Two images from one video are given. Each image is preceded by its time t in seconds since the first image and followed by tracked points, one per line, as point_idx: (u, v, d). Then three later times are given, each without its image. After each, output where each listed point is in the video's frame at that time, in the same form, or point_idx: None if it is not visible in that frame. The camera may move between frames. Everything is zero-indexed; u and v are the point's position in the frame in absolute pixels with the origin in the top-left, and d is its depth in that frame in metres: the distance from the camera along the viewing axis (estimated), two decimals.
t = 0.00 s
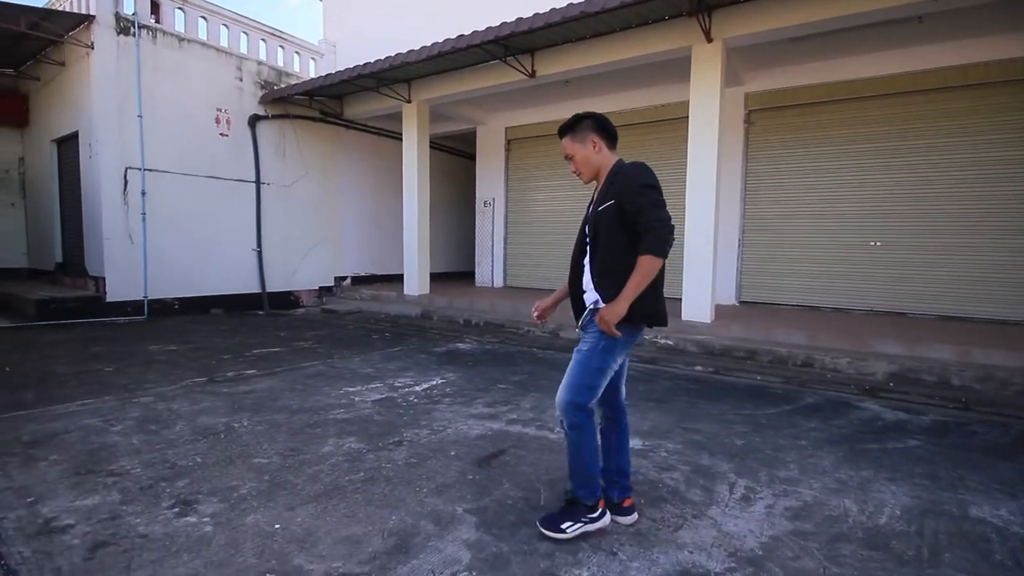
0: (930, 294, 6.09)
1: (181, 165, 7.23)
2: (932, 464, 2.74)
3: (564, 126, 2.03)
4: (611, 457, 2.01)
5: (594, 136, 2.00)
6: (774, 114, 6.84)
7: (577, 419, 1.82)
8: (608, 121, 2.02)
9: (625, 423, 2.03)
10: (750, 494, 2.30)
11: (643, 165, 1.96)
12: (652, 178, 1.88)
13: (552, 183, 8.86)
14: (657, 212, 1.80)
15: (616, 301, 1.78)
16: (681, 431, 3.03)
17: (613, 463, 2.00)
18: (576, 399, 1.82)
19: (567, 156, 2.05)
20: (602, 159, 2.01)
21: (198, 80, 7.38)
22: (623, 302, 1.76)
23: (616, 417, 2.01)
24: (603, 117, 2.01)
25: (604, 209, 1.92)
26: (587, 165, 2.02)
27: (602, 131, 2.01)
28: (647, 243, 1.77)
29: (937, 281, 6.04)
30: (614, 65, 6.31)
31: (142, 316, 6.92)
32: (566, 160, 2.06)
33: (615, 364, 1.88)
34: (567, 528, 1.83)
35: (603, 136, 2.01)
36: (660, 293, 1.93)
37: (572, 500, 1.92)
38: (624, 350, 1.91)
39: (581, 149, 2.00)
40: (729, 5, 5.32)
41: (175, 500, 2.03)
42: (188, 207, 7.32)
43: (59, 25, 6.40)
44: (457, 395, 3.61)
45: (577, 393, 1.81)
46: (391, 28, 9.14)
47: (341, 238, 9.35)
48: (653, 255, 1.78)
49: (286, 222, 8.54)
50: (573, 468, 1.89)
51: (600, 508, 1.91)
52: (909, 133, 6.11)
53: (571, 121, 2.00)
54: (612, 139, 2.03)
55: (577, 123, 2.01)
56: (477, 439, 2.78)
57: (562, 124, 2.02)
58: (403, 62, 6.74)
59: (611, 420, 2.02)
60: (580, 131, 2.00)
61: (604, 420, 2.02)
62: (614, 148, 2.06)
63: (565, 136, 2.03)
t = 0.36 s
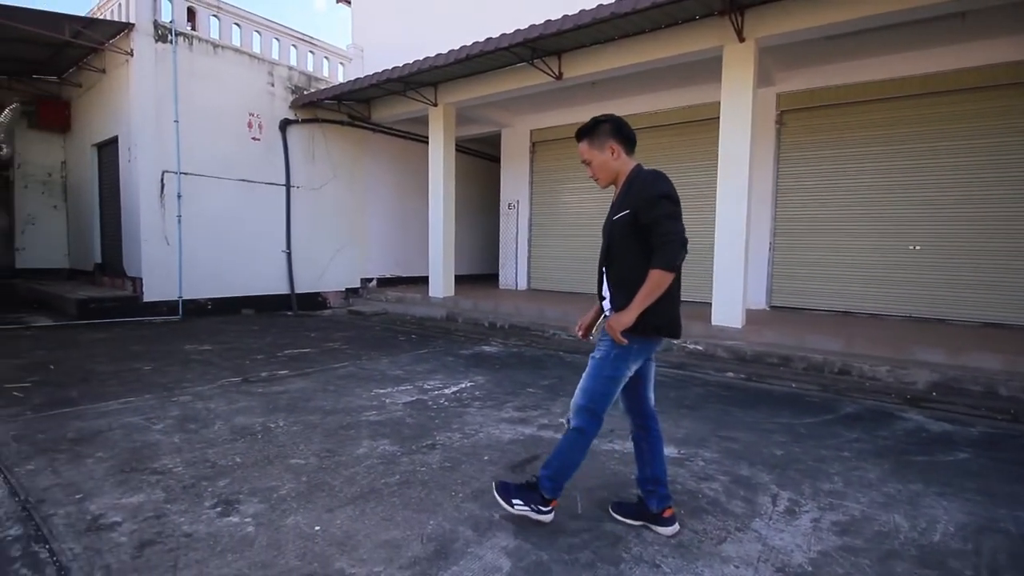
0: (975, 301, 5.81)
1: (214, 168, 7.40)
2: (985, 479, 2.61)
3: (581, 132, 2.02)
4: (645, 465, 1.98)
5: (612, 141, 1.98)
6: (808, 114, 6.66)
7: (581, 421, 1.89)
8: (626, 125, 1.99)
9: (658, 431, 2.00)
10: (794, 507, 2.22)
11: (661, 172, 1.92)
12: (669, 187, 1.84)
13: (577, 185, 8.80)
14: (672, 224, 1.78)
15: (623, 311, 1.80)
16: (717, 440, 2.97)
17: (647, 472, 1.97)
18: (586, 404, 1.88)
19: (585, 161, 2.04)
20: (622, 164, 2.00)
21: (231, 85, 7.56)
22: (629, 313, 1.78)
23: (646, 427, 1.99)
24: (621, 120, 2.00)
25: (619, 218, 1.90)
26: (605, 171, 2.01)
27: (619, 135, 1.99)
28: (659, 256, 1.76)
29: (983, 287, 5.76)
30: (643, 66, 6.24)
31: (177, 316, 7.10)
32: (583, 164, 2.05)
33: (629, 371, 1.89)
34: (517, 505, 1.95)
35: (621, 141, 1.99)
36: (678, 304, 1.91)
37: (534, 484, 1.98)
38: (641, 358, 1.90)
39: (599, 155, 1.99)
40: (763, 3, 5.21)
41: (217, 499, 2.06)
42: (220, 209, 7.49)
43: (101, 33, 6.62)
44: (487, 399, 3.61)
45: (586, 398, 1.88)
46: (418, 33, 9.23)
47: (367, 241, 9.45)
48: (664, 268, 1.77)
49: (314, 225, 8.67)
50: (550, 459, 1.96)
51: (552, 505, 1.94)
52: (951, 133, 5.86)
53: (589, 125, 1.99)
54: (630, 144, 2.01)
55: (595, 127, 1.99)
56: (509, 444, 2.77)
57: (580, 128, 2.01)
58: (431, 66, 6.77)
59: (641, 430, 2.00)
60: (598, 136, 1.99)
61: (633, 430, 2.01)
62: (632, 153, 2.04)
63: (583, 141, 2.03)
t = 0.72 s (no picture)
0: None
1: (249, 177, 7.60)
2: None
3: (591, 139, 2.03)
4: (679, 478, 1.94)
5: (622, 150, 1.99)
6: (846, 118, 6.46)
7: (596, 435, 1.90)
8: (638, 133, 1.99)
9: (686, 441, 1.96)
10: (844, 527, 2.13)
11: (667, 186, 1.94)
12: (672, 204, 1.87)
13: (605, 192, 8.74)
14: (673, 241, 1.80)
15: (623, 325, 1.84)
16: (758, 454, 2.88)
17: (682, 484, 1.93)
18: (600, 417, 1.90)
19: (595, 168, 2.06)
20: (632, 173, 2.00)
21: (267, 97, 7.77)
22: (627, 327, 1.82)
23: (675, 438, 1.95)
24: (631, 128, 2.00)
25: (623, 232, 1.93)
26: (614, 179, 2.01)
27: (630, 144, 1.99)
28: (658, 272, 1.79)
29: None
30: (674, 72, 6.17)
31: (213, 321, 7.29)
32: (593, 171, 2.06)
33: (640, 383, 1.89)
34: (542, 521, 1.93)
35: (631, 150, 2.00)
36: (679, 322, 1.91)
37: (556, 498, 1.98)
38: (651, 369, 1.90)
39: (609, 163, 2.01)
40: (800, 5, 5.09)
41: (258, 503, 2.09)
42: (255, 217, 7.68)
43: (146, 48, 6.89)
44: (518, 407, 3.58)
45: (599, 411, 1.90)
46: (448, 44, 9.36)
47: (396, 248, 9.56)
48: (663, 285, 1.79)
49: (345, 232, 8.81)
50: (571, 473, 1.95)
51: (578, 517, 1.93)
52: (999, 137, 5.61)
53: (599, 133, 2.00)
54: (641, 152, 2.01)
55: (605, 135, 2.00)
56: (544, 454, 2.73)
57: (590, 134, 2.02)
58: (461, 75, 6.82)
59: (669, 442, 1.96)
60: (608, 144, 2.00)
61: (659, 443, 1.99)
62: (643, 161, 2.04)
63: (594, 147, 2.03)
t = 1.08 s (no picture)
0: None
1: (288, 189, 7.82)
2: None
3: (592, 139, 2.03)
4: (690, 480, 1.94)
5: (621, 150, 1.98)
6: (892, 128, 6.23)
7: (611, 452, 1.88)
8: (639, 135, 1.98)
9: (687, 439, 1.97)
10: (905, 559, 2.00)
11: (661, 193, 1.92)
12: (661, 213, 1.85)
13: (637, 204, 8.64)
14: (656, 251, 1.79)
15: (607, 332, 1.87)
16: (807, 479, 2.75)
17: (696, 484, 1.92)
18: (612, 432, 1.88)
19: (596, 170, 2.07)
20: (631, 176, 2.00)
21: (306, 112, 8.00)
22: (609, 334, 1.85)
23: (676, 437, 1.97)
24: (632, 129, 1.98)
25: (610, 237, 1.94)
26: (614, 182, 2.02)
27: (630, 146, 1.98)
28: (637, 282, 1.80)
29: None
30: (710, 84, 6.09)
31: (250, 329, 7.49)
32: (594, 174, 2.07)
33: (641, 391, 1.88)
34: (581, 545, 1.88)
35: (631, 152, 1.99)
36: (665, 335, 1.89)
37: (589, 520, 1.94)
38: (648, 376, 1.90)
39: (609, 165, 2.01)
40: (843, 14, 4.96)
41: (300, 512, 2.10)
42: (293, 228, 7.88)
43: (195, 66, 7.20)
44: (553, 421, 3.53)
45: (610, 426, 1.88)
46: (481, 58, 9.50)
47: (427, 259, 9.65)
48: (642, 294, 1.80)
49: (378, 243, 8.96)
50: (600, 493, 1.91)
51: (620, 536, 1.88)
52: None
53: (599, 134, 2.00)
54: (641, 155, 2.00)
55: (605, 136, 2.01)
56: (581, 471, 2.68)
57: (590, 136, 2.03)
58: (495, 88, 6.86)
59: (673, 444, 1.97)
60: (607, 145, 2.00)
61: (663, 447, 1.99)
62: (644, 164, 2.04)
63: (594, 149, 2.04)
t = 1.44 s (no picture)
0: None
1: (313, 190, 7.93)
2: None
3: (594, 133, 2.04)
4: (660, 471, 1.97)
5: (623, 144, 1.98)
6: (925, 125, 6.03)
7: (631, 454, 1.86)
8: (643, 128, 1.97)
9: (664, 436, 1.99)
10: (948, 568, 1.93)
11: (658, 187, 1.88)
12: (653, 210, 1.81)
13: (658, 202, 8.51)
14: (643, 251, 1.77)
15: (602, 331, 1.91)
16: (841, 484, 2.68)
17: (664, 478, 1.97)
18: (628, 433, 1.87)
19: (598, 164, 2.07)
20: (632, 169, 2.00)
21: (330, 113, 8.09)
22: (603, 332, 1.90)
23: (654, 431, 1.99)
24: (635, 123, 1.97)
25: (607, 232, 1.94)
26: (615, 175, 2.02)
27: (633, 139, 1.97)
28: (623, 281, 1.80)
29: None
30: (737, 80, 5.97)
31: (275, 327, 7.61)
32: (596, 167, 2.07)
33: (652, 390, 1.88)
34: (613, 548, 1.85)
35: (634, 144, 1.98)
36: (661, 333, 1.86)
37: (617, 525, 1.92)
38: (657, 373, 1.89)
39: (610, 158, 2.01)
40: (877, 8, 4.82)
41: (330, 509, 2.12)
42: (316, 228, 7.99)
43: (222, 70, 7.35)
44: (577, 422, 3.50)
45: (626, 427, 1.87)
46: (503, 58, 9.51)
47: (447, 259, 9.70)
48: (628, 294, 1.80)
49: (399, 243, 9.02)
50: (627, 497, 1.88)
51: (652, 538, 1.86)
52: None
53: (602, 127, 2.00)
54: (645, 148, 1.99)
55: (607, 129, 2.00)
56: (608, 472, 2.65)
57: (594, 129, 2.03)
58: (517, 88, 6.83)
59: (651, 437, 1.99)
60: (610, 139, 2.00)
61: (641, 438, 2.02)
62: (648, 157, 2.02)
63: (596, 143, 2.05)
